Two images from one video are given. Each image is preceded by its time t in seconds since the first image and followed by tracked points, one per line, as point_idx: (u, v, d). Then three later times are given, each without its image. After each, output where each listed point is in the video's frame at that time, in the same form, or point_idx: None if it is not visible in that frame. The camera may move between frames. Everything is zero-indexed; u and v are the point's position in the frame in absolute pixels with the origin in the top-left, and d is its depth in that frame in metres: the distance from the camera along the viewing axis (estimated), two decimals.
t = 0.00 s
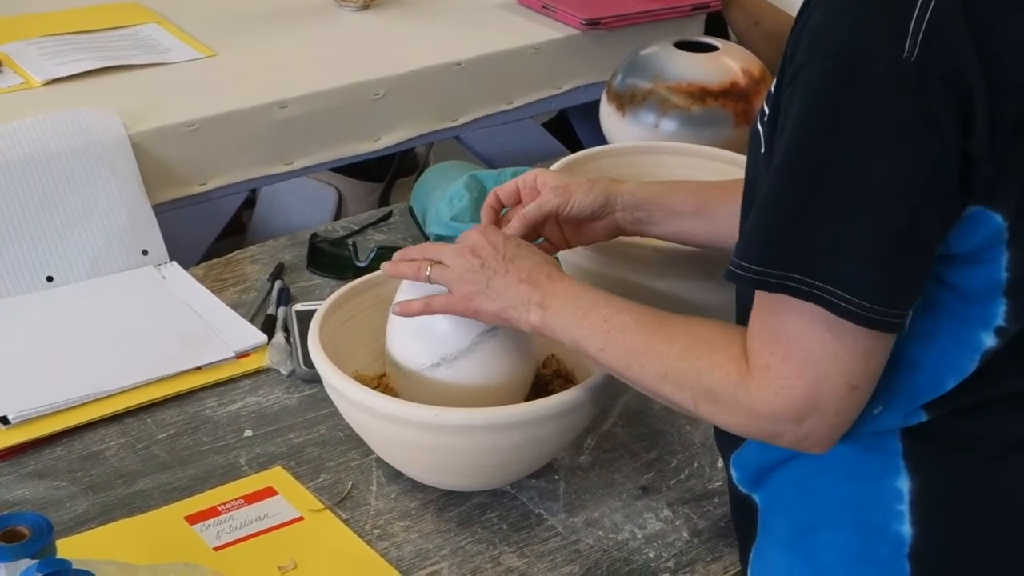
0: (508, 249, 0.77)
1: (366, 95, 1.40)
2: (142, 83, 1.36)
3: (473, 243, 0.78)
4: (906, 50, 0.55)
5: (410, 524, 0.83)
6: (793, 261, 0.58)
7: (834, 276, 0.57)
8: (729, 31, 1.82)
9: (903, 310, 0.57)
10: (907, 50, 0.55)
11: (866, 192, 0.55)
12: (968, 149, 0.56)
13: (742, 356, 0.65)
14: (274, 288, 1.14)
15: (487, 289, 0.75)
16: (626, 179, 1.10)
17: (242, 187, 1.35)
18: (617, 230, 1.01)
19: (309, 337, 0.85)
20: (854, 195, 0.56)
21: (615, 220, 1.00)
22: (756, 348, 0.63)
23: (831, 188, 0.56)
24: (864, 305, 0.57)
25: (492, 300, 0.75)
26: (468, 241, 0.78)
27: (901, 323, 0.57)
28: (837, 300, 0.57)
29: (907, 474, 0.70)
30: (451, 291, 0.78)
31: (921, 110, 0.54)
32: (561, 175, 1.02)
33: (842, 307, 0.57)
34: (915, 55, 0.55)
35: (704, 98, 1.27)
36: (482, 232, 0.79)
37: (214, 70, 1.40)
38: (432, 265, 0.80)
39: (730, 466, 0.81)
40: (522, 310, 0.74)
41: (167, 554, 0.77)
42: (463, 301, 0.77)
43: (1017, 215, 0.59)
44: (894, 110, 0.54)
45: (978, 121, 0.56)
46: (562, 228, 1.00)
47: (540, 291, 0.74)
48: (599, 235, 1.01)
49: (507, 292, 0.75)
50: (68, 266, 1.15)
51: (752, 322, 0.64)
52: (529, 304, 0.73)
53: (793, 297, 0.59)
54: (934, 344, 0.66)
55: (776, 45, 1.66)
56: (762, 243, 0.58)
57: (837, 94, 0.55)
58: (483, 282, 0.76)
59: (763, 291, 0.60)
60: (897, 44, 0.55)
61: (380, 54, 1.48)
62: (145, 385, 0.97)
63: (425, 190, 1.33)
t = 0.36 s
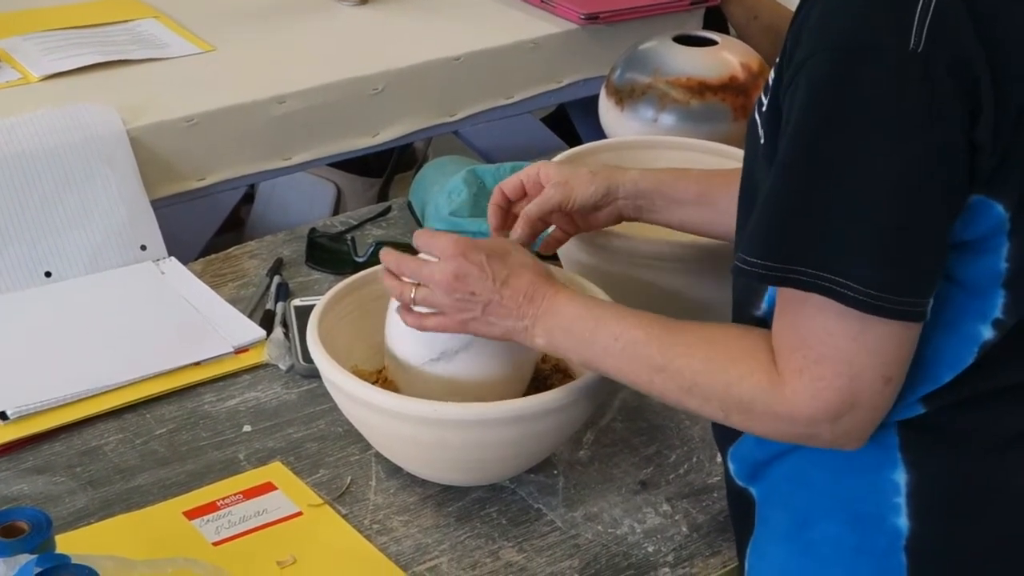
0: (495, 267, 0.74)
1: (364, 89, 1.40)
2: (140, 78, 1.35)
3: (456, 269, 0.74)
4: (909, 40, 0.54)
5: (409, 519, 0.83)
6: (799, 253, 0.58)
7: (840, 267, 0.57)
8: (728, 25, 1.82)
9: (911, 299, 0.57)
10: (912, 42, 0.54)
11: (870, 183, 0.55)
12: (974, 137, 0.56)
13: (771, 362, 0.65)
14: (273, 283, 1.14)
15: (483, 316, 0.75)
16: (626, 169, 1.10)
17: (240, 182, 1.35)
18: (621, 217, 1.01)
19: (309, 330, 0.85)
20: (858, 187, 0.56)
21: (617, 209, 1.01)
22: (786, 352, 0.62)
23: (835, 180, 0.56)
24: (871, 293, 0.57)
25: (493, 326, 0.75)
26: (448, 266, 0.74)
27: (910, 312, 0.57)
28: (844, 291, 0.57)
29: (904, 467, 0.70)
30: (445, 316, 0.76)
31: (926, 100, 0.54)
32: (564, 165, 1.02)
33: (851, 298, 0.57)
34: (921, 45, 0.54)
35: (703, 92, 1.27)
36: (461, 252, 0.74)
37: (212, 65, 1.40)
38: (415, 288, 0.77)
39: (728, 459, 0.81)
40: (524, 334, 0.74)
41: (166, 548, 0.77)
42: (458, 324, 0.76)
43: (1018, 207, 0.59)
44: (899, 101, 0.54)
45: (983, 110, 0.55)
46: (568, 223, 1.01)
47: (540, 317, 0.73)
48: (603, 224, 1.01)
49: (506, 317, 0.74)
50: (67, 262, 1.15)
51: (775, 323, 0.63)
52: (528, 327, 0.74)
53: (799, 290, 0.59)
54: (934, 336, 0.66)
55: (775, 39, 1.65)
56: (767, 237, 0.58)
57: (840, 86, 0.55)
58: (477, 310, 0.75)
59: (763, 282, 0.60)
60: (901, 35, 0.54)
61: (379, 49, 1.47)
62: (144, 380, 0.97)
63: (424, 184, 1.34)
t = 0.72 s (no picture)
0: (508, 300, 0.74)
1: (362, 86, 1.40)
2: (138, 75, 1.35)
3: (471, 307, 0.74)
4: (913, 32, 0.54)
5: (408, 514, 0.83)
6: (804, 245, 0.58)
7: (845, 258, 0.57)
8: (725, 22, 1.82)
9: (916, 289, 0.57)
10: (917, 33, 0.54)
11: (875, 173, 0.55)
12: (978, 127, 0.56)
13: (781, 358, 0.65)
14: (271, 280, 1.14)
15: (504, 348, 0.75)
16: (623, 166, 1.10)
17: (238, 179, 1.35)
18: (614, 216, 1.01)
19: (308, 326, 0.85)
20: (863, 178, 0.56)
21: (610, 207, 1.00)
22: (798, 346, 0.63)
23: (841, 172, 0.56)
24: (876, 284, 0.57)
25: (514, 355, 0.75)
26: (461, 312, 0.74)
27: (919, 302, 0.57)
28: (852, 282, 0.57)
29: (903, 462, 0.70)
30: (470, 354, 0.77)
31: (931, 92, 0.54)
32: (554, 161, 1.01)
33: (859, 289, 0.57)
34: (925, 37, 0.54)
35: (701, 88, 1.27)
36: (473, 290, 0.74)
37: (210, 63, 1.40)
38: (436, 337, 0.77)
39: (727, 454, 0.81)
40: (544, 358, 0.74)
41: (165, 544, 0.77)
42: (483, 360, 0.76)
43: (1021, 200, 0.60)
44: (903, 93, 0.54)
45: (988, 101, 0.56)
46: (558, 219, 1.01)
47: (555, 342, 0.73)
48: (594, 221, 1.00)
49: (524, 346, 0.74)
50: (66, 259, 1.15)
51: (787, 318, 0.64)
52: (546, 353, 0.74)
53: (805, 282, 0.59)
54: (937, 328, 0.66)
55: (772, 36, 1.66)
56: (773, 229, 0.59)
57: (843, 77, 0.55)
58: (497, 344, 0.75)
59: (765, 275, 0.60)
60: (906, 26, 0.55)
61: (377, 46, 1.47)
62: (143, 377, 0.97)
63: (422, 182, 1.34)
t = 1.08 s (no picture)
0: (484, 304, 0.75)
1: (360, 86, 1.40)
2: (135, 74, 1.35)
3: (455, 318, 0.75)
4: (911, 24, 0.54)
5: (406, 514, 0.83)
6: (798, 235, 0.58)
7: (838, 248, 0.57)
8: (723, 22, 1.82)
9: (909, 282, 0.57)
10: (912, 25, 0.54)
11: (870, 164, 0.55)
12: (974, 121, 0.56)
13: (770, 351, 0.65)
14: (269, 279, 1.14)
15: (495, 349, 0.76)
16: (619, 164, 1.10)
17: (236, 179, 1.35)
18: (611, 215, 1.00)
19: (305, 325, 0.85)
20: (857, 169, 0.56)
21: (609, 207, 0.99)
22: (783, 340, 0.63)
23: (833, 161, 0.56)
24: (870, 276, 0.57)
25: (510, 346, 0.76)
26: (452, 323, 0.75)
27: (908, 294, 0.57)
28: (842, 272, 0.57)
29: (903, 460, 0.70)
30: (466, 360, 0.78)
31: (926, 84, 0.54)
32: (552, 161, 1.01)
33: (848, 279, 0.57)
34: (921, 29, 0.54)
35: (698, 87, 1.28)
36: (446, 306, 0.75)
37: (207, 62, 1.40)
38: (428, 353, 0.78)
39: (725, 451, 0.81)
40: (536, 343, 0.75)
41: (163, 544, 0.77)
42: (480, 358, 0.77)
43: (1016, 193, 0.60)
44: (898, 83, 0.54)
45: (983, 95, 0.56)
46: (557, 217, 1.01)
47: (543, 336, 0.74)
48: (593, 220, 1.00)
49: (516, 343, 0.75)
50: (63, 259, 1.15)
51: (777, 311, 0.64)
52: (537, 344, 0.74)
53: (795, 271, 0.59)
54: (934, 321, 0.66)
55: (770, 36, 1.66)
56: (766, 219, 0.58)
57: (839, 68, 0.55)
58: (489, 347, 0.76)
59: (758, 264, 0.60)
60: (903, 18, 0.55)
61: (374, 45, 1.47)
62: (140, 377, 0.97)
63: (419, 181, 1.34)
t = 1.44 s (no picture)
0: (492, 290, 0.74)
1: (356, 86, 1.40)
2: (131, 74, 1.35)
3: (458, 299, 0.74)
4: (909, 25, 0.54)
5: (402, 514, 0.83)
6: (800, 239, 0.58)
7: (839, 251, 0.57)
8: (719, 22, 1.82)
9: (912, 283, 0.57)
10: (911, 27, 0.54)
11: (870, 168, 0.56)
12: (974, 121, 0.56)
13: (772, 352, 0.65)
14: (264, 280, 1.14)
15: (495, 335, 0.75)
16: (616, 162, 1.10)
17: (231, 179, 1.35)
18: (608, 213, 1.00)
19: (301, 326, 0.85)
20: (857, 172, 0.56)
21: (605, 203, 1.00)
22: (792, 339, 0.63)
23: (833, 165, 0.56)
24: (872, 278, 0.57)
25: (508, 342, 0.76)
26: (451, 303, 0.75)
27: (911, 296, 0.57)
28: (845, 276, 0.57)
29: (896, 459, 0.70)
30: (460, 343, 0.77)
31: (925, 86, 0.54)
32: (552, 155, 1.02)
33: (851, 283, 0.57)
34: (919, 31, 0.54)
35: (694, 87, 1.28)
36: (457, 285, 0.75)
37: (202, 62, 1.40)
38: (423, 328, 0.77)
39: (719, 450, 0.81)
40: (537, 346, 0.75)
41: (159, 544, 0.77)
42: (475, 348, 0.77)
43: (1013, 194, 0.60)
44: (897, 87, 0.54)
45: (982, 95, 0.56)
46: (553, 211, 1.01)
47: (548, 328, 0.73)
48: (588, 217, 1.00)
49: (517, 334, 0.75)
50: (58, 259, 1.15)
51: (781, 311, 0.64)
52: (539, 338, 0.74)
53: (798, 275, 0.59)
54: (930, 321, 0.66)
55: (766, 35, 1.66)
56: (767, 223, 0.59)
57: (837, 72, 0.55)
58: (488, 332, 0.75)
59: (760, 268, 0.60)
60: (901, 19, 0.54)
61: (370, 45, 1.47)
62: (135, 378, 0.97)
63: (415, 182, 1.34)
